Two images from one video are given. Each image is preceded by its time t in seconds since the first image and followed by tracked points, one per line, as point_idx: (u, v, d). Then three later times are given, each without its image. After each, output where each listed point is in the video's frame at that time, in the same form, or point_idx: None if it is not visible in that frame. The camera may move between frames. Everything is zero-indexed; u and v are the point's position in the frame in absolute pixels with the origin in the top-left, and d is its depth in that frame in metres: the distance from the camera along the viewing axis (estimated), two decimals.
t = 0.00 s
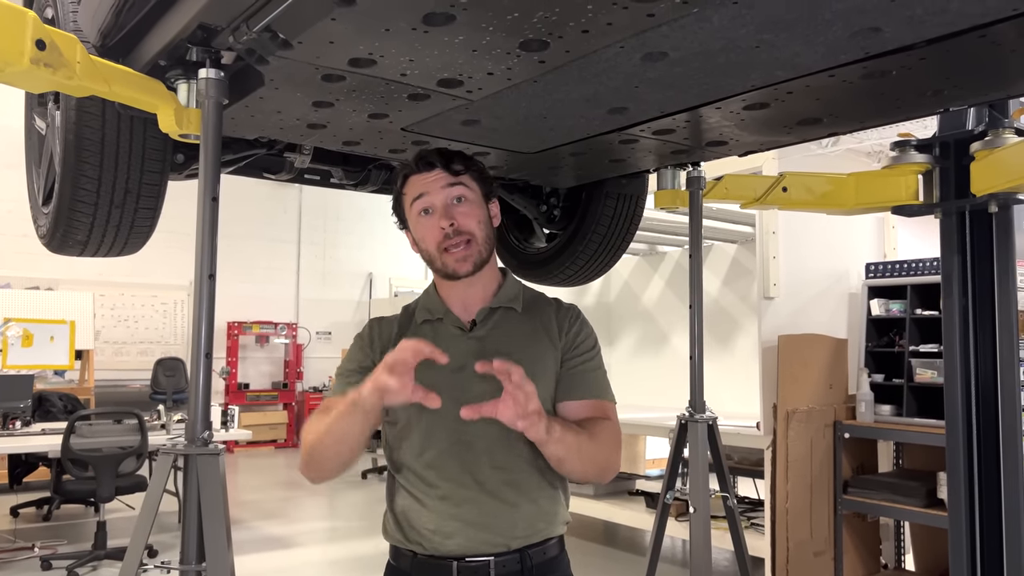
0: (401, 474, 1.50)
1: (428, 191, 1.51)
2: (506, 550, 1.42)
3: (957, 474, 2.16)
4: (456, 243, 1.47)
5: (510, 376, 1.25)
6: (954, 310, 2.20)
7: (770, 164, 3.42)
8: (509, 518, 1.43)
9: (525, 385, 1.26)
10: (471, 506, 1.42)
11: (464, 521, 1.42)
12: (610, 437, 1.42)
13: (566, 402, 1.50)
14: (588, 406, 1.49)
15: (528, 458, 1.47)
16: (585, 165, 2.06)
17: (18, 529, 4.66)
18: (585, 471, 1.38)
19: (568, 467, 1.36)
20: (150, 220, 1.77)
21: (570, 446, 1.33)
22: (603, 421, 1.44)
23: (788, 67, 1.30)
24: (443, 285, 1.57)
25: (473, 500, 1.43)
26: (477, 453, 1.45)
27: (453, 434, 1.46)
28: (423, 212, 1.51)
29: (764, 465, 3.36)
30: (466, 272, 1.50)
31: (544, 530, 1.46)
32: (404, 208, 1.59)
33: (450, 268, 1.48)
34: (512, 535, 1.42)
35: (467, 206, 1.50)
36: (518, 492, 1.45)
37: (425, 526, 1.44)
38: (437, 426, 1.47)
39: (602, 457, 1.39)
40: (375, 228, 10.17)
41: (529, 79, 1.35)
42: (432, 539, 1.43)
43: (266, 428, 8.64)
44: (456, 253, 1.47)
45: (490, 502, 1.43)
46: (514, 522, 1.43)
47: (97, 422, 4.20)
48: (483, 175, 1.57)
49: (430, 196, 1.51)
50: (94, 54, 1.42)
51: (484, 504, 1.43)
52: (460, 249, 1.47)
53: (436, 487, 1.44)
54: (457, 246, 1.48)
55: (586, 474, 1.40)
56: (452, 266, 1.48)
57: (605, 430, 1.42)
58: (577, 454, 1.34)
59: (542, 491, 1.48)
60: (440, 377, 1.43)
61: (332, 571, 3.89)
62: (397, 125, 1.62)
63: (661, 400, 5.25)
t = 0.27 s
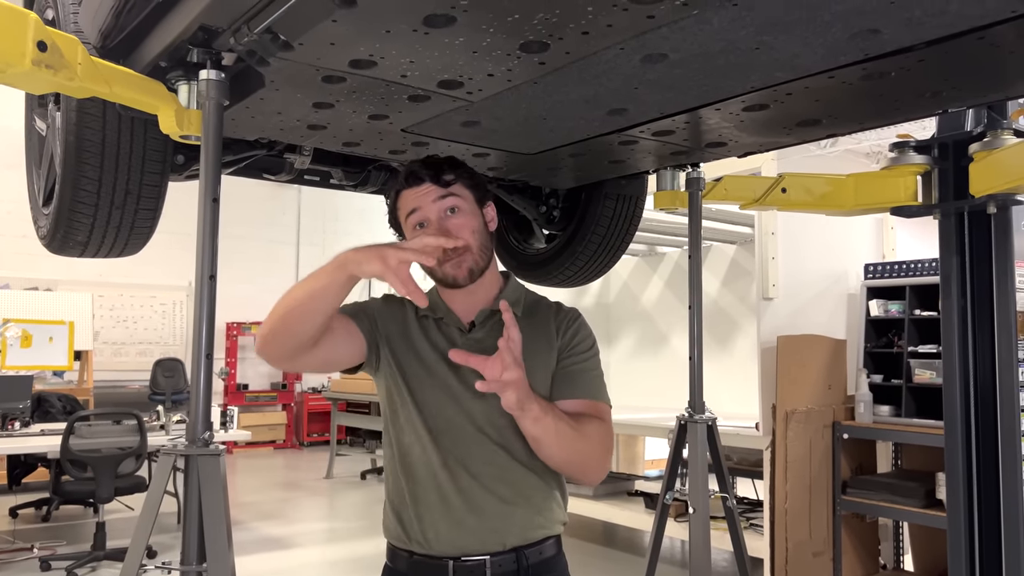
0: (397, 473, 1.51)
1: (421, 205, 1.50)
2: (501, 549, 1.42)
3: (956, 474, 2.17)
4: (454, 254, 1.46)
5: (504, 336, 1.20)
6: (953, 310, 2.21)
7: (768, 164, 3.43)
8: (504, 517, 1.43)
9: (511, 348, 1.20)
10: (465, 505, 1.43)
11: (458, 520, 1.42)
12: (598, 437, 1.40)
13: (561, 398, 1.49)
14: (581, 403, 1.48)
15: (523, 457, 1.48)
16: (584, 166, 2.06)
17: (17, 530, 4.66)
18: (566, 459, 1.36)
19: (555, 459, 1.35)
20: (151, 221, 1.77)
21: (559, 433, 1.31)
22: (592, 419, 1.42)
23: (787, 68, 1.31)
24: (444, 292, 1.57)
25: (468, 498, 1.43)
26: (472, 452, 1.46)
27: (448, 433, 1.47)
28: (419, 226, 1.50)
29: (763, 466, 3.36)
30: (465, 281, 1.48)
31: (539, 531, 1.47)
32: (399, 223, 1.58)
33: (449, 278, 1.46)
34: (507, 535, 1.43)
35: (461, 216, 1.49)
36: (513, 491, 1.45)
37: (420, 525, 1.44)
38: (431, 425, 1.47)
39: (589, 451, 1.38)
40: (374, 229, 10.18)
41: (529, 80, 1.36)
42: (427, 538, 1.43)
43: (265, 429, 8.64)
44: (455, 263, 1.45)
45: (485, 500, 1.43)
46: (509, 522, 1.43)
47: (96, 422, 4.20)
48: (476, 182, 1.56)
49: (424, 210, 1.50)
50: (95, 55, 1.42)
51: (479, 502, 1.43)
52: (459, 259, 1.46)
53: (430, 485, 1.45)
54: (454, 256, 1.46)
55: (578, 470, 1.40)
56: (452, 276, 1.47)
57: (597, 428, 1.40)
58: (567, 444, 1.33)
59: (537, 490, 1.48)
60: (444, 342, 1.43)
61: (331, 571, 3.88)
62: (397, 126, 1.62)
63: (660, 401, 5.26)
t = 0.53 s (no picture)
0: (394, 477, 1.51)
1: (426, 206, 1.50)
2: (501, 552, 1.43)
3: (955, 475, 2.17)
4: (453, 257, 1.46)
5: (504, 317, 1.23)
6: (952, 311, 2.21)
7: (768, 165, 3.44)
8: (503, 520, 1.44)
9: (510, 329, 1.23)
10: (464, 508, 1.43)
11: (457, 523, 1.42)
12: (593, 437, 1.39)
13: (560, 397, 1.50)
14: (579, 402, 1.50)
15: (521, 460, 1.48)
16: (584, 167, 2.06)
17: (16, 531, 4.66)
18: (559, 456, 1.35)
19: (551, 452, 1.34)
20: (150, 222, 1.77)
21: (556, 427, 1.31)
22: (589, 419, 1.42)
23: (786, 69, 1.31)
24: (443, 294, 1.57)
25: (468, 501, 1.43)
26: (470, 455, 1.46)
27: (446, 436, 1.47)
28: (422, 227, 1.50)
29: (763, 467, 3.36)
30: (464, 282, 1.49)
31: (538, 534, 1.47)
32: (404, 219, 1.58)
33: (448, 279, 1.47)
34: (506, 537, 1.43)
35: (465, 219, 1.48)
36: (512, 494, 1.46)
37: (419, 528, 1.44)
38: (429, 428, 1.47)
39: (586, 449, 1.38)
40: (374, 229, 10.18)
41: (529, 81, 1.36)
42: (426, 541, 1.43)
43: (264, 429, 8.64)
44: (454, 266, 1.46)
45: (484, 503, 1.43)
46: (508, 524, 1.44)
47: (95, 423, 4.20)
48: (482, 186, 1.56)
49: (429, 210, 1.50)
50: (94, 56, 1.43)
51: (478, 505, 1.43)
52: (458, 262, 1.47)
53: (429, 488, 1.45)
54: (456, 258, 1.47)
55: (575, 469, 1.40)
56: (451, 278, 1.48)
57: (593, 429, 1.40)
58: (565, 441, 1.33)
59: (535, 493, 1.48)
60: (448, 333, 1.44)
61: (330, 572, 3.88)
62: (397, 127, 1.62)
63: (659, 402, 5.26)
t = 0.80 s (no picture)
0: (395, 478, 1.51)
1: (421, 186, 1.49)
2: (504, 542, 1.42)
3: (954, 476, 2.17)
4: (441, 243, 1.46)
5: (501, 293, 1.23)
6: (951, 310, 2.21)
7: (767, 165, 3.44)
8: (504, 512, 1.43)
9: (509, 306, 1.23)
10: (462, 503, 1.43)
11: (458, 518, 1.42)
12: (596, 418, 1.38)
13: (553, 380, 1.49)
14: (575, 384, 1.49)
15: (519, 449, 1.47)
16: (582, 167, 2.06)
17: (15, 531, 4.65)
18: (567, 437, 1.36)
19: (554, 431, 1.34)
20: (149, 222, 1.77)
21: (549, 410, 1.31)
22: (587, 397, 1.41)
23: (785, 70, 1.31)
24: (428, 283, 1.57)
25: (466, 496, 1.43)
26: (465, 449, 1.46)
27: (441, 432, 1.47)
28: (414, 207, 1.50)
29: (761, 467, 3.36)
30: (448, 270, 1.49)
31: (542, 522, 1.46)
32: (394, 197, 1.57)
33: (433, 264, 1.48)
34: (508, 528, 1.43)
35: (458, 208, 1.48)
36: (511, 484, 1.45)
37: (422, 526, 1.45)
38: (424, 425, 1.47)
39: (587, 428, 1.37)
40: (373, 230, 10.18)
41: (529, 81, 1.36)
42: (430, 538, 1.44)
43: (263, 429, 8.63)
44: (442, 252, 1.47)
45: (482, 495, 1.43)
46: (509, 515, 1.43)
47: (94, 423, 4.19)
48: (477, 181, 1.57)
49: (424, 192, 1.49)
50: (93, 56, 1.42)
51: (477, 498, 1.43)
52: (445, 249, 1.47)
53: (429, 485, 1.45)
54: (443, 245, 1.47)
55: (577, 450, 1.39)
56: (435, 263, 1.48)
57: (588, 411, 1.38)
58: (560, 423, 1.33)
59: (535, 481, 1.47)
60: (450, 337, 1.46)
61: (329, 572, 3.87)
62: (396, 128, 1.62)
63: (658, 402, 5.26)
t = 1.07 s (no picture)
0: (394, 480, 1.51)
1: (420, 181, 1.49)
2: (504, 542, 1.42)
3: (953, 476, 2.17)
4: (435, 237, 1.46)
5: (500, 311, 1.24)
6: (949, 311, 2.22)
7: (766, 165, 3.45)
8: (503, 511, 1.43)
9: (509, 321, 1.24)
10: (462, 505, 1.43)
11: (459, 519, 1.43)
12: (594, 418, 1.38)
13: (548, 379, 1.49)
14: (571, 383, 1.49)
15: (516, 449, 1.46)
16: (581, 167, 2.06)
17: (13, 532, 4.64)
18: (567, 440, 1.36)
19: (555, 435, 1.34)
20: (147, 222, 1.77)
21: (546, 412, 1.30)
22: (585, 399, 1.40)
23: (784, 70, 1.31)
24: (420, 283, 1.56)
25: (466, 497, 1.44)
26: (462, 450, 1.45)
27: (438, 433, 1.47)
28: (411, 201, 1.49)
29: (760, 467, 3.36)
30: (440, 266, 1.49)
31: (542, 520, 1.46)
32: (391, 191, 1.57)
33: (426, 259, 1.47)
34: (508, 526, 1.43)
35: (455, 206, 1.48)
36: (509, 483, 1.45)
37: (423, 527, 1.45)
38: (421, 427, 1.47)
39: (587, 428, 1.37)
40: (372, 230, 10.18)
41: (527, 81, 1.35)
42: (431, 540, 1.44)
43: (262, 430, 8.63)
44: (434, 247, 1.46)
45: (481, 496, 1.43)
46: (509, 515, 1.43)
47: (92, 424, 4.18)
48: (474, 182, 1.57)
49: (422, 187, 1.49)
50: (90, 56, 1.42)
51: (475, 498, 1.43)
52: (439, 243, 1.46)
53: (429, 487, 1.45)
54: (437, 241, 1.46)
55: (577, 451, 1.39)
56: (428, 258, 1.47)
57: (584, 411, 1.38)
58: (559, 425, 1.32)
59: (533, 481, 1.47)
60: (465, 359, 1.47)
61: (327, 573, 3.87)
62: (394, 128, 1.62)
63: (657, 402, 5.27)
